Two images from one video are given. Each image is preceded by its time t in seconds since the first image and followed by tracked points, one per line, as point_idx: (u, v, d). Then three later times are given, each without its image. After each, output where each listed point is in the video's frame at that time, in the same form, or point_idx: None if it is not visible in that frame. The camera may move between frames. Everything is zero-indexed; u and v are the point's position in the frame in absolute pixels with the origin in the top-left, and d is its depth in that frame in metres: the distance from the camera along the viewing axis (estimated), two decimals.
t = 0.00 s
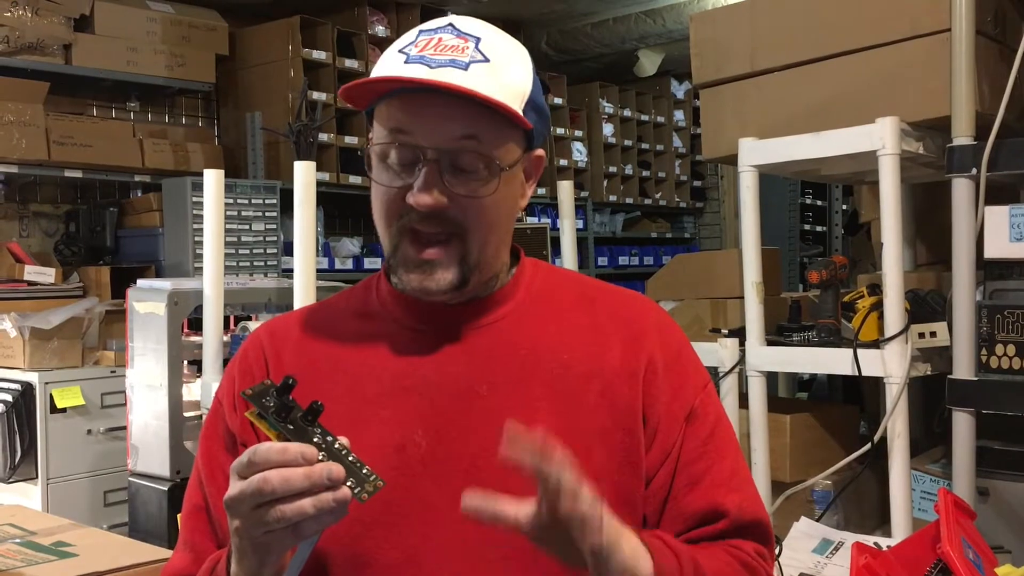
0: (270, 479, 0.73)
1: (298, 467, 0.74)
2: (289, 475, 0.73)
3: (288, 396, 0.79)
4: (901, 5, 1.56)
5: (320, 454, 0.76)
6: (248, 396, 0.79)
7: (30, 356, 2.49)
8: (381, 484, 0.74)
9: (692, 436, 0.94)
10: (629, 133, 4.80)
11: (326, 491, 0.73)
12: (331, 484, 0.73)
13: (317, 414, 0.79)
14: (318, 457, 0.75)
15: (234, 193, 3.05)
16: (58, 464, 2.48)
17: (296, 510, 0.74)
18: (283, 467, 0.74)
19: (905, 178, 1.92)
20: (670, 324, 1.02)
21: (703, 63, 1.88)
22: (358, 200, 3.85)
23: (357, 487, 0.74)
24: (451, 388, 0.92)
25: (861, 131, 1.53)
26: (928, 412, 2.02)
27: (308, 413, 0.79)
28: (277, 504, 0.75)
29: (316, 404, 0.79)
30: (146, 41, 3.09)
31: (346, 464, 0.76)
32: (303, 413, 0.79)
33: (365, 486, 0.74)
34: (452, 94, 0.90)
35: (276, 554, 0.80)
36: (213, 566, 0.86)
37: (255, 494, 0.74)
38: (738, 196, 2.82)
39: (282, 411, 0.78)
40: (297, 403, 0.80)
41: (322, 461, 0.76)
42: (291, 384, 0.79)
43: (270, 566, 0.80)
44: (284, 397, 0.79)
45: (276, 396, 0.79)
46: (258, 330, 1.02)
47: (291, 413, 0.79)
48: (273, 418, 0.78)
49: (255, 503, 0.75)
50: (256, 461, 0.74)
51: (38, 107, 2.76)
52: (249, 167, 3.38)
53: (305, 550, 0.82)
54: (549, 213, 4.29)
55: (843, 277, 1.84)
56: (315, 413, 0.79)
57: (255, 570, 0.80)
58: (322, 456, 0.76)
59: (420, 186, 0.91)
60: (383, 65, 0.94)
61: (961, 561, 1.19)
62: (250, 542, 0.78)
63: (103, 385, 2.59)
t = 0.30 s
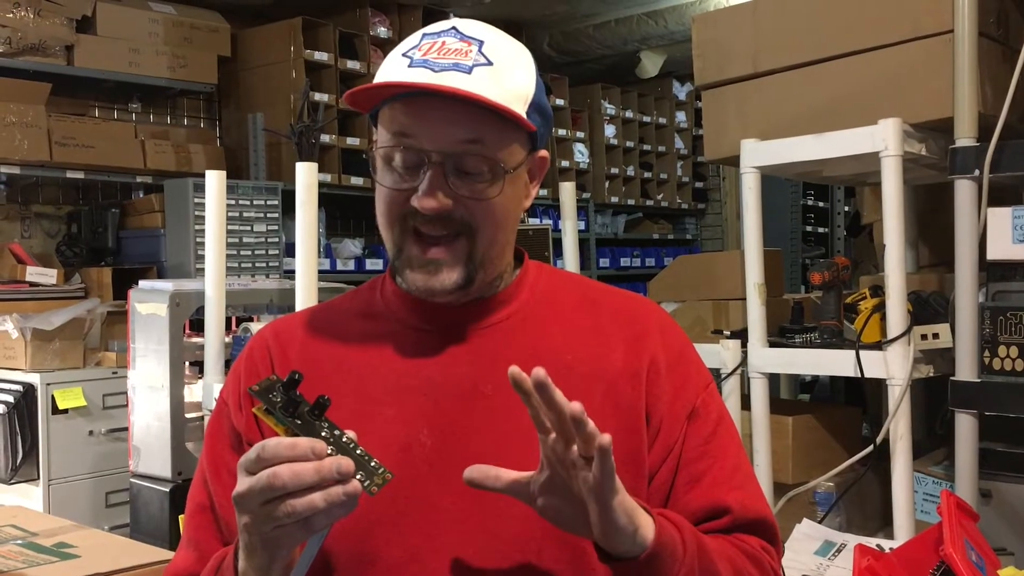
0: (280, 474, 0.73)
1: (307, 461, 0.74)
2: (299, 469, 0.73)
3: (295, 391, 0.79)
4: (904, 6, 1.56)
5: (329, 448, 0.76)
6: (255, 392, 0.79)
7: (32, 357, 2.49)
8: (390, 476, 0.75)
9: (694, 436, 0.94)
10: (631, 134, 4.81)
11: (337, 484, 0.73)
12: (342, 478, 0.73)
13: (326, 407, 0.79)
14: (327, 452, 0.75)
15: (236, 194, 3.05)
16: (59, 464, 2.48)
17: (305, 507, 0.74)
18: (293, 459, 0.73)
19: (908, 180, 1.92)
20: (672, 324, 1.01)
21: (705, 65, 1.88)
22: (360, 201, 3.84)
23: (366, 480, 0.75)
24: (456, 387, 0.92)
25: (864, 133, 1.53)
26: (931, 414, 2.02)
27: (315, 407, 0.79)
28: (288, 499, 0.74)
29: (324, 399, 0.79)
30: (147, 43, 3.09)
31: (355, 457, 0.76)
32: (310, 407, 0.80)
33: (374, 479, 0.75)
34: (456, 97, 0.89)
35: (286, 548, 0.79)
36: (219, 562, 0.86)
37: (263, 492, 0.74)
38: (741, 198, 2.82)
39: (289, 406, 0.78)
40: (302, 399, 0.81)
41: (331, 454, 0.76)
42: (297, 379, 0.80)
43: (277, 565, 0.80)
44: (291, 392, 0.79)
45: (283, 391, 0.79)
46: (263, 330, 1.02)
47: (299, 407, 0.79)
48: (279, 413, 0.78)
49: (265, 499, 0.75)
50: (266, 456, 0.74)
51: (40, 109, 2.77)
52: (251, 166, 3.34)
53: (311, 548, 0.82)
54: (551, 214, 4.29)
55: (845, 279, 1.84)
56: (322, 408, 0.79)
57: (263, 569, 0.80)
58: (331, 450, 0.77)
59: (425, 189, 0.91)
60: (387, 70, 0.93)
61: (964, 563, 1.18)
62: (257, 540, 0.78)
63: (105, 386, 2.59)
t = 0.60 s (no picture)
0: (281, 478, 0.73)
1: (309, 464, 0.74)
2: (300, 472, 0.73)
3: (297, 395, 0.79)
4: (905, 10, 1.56)
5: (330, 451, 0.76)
6: (256, 396, 0.79)
7: (35, 359, 2.49)
8: (391, 480, 0.73)
9: (696, 437, 0.94)
10: (633, 137, 4.81)
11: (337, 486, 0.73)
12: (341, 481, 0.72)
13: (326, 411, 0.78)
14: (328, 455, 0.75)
15: (239, 197, 3.05)
16: (62, 467, 2.48)
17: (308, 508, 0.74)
18: (293, 463, 0.73)
19: (910, 182, 1.92)
20: (673, 326, 1.02)
21: (707, 67, 1.88)
22: (362, 203, 3.85)
23: (367, 482, 0.74)
24: (458, 390, 0.92)
25: (866, 136, 1.53)
26: (932, 416, 2.02)
27: (316, 410, 0.79)
28: (290, 502, 0.75)
29: (325, 403, 0.79)
30: (150, 45, 3.10)
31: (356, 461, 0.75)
32: (311, 411, 0.79)
33: (375, 482, 0.74)
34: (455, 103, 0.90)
35: (288, 551, 0.79)
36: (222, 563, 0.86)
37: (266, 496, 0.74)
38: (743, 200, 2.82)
39: (290, 410, 0.78)
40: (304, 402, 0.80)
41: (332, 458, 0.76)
42: (298, 382, 0.79)
43: (281, 566, 0.80)
44: (292, 396, 0.79)
45: (284, 395, 0.79)
46: (267, 332, 1.02)
47: (301, 410, 0.79)
48: (281, 417, 0.78)
49: (268, 501, 0.75)
50: (267, 460, 0.74)
51: (43, 111, 2.77)
52: (253, 170, 3.39)
53: (313, 548, 0.82)
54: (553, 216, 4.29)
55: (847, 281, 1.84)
56: (323, 411, 0.79)
57: (267, 570, 0.80)
58: (332, 453, 0.76)
59: (423, 193, 0.91)
60: (389, 73, 0.94)
61: (966, 566, 1.18)
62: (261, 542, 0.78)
63: (107, 389, 2.59)
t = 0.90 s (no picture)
0: (286, 468, 0.73)
1: (314, 454, 0.74)
2: (305, 463, 0.73)
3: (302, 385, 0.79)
4: (907, 11, 1.56)
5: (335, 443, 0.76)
6: (261, 387, 0.78)
7: (36, 360, 2.49)
8: (396, 470, 0.75)
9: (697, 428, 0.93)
10: (634, 138, 4.81)
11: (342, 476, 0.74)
12: (348, 471, 0.73)
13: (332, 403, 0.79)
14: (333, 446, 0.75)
15: (240, 198, 3.05)
16: (63, 468, 2.48)
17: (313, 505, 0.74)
18: (300, 452, 0.73)
19: (911, 184, 1.92)
20: (674, 323, 1.02)
21: (708, 68, 1.88)
22: (363, 205, 3.85)
23: (372, 472, 0.76)
24: (460, 390, 0.92)
25: (867, 137, 1.53)
26: (934, 418, 2.02)
27: (321, 403, 0.79)
28: (294, 492, 0.75)
29: (330, 394, 0.80)
30: (151, 47, 3.10)
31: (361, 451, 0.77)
32: (315, 403, 0.80)
33: (379, 472, 0.75)
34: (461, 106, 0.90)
35: (293, 543, 0.79)
36: (227, 561, 0.86)
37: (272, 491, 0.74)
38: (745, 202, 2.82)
39: (295, 401, 0.78)
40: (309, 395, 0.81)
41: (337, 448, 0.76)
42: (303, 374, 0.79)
43: (284, 563, 0.80)
44: (297, 388, 0.79)
45: (289, 386, 0.79)
46: (269, 334, 1.02)
47: (306, 402, 0.79)
48: (286, 409, 0.78)
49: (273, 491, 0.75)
50: (273, 451, 0.74)
51: (45, 113, 2.77)
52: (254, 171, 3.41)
53: (317, 544, 0.82)
54: (554, 218, 4.30)
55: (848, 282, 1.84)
56: (328, 403, 0.79)
57: (271, 566, 0.80)
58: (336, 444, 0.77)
59: (430, 195, 0.91)
60: (394, 77, 0.94)
61: (967, 568, 1.18)
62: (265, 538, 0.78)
63: (108, 390, 2.60)
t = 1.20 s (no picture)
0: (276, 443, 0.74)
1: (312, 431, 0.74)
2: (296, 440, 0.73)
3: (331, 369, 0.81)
4: (907, 11, 1.56)
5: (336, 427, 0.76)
6: (295, 358, 0.82)
7: (36, 360, 2.49)
8: (390, 469, 0.73)
9: (692, 429, 0.93)
10: (634, 137, 4.81)
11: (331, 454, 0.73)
12: (339, 454, 0.73)
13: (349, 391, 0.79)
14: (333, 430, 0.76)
15: (240, 198, 3.05)
16: (63, 468, 2.48)
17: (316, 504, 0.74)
18: (299, 423, 0.74)
19: (911, 183, 1.92)
20: (676, 326, 1.02)
21: (708, 68, 1.88)
22: (363, 205, 3.85)
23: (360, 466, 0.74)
24: (462, 391, 0.92)
25: (866, 137, 1.53)
26: (934, 417, 2.02)
27: (342, 387, 0.80)
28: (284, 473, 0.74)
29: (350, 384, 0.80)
30: (151, 47, 3.10)
31: (362, 443, 0.76)
32: (339, 388, 0.81)
33: (373, 469, 0.74)
34: (476, 100, 0.90)
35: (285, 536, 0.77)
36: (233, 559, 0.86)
37: (270, 479, 0.74)
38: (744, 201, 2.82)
39: (314, 380, 0.80)
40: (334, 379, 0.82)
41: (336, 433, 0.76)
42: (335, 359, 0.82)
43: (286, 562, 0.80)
44: (324, 369, 0.81)
45: (316, 364, 0.81)
46: (269, 335, 1.02)
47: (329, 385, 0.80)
48: (306, 385, 0.80)
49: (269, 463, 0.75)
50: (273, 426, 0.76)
51: (45, 113, 2.77)
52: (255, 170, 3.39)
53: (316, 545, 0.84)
54: (554, 217, 4.30)
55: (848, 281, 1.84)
56: (347, 389, 0.80)
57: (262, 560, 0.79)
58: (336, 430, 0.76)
59: (445, 189, 0.92)
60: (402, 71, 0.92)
61: (968, 567, 1.18)
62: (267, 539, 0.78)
63: (109, 390, 2.60)
